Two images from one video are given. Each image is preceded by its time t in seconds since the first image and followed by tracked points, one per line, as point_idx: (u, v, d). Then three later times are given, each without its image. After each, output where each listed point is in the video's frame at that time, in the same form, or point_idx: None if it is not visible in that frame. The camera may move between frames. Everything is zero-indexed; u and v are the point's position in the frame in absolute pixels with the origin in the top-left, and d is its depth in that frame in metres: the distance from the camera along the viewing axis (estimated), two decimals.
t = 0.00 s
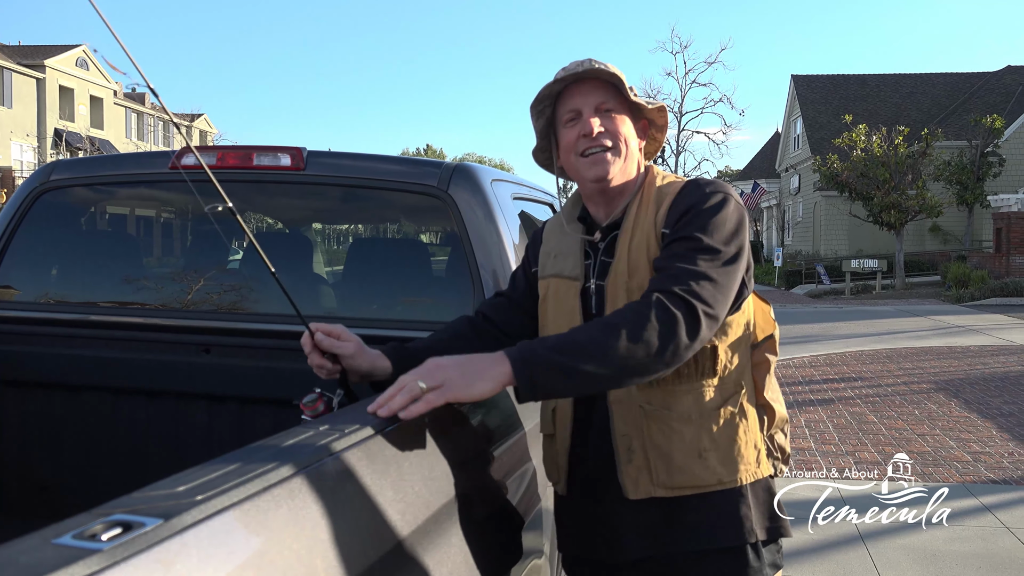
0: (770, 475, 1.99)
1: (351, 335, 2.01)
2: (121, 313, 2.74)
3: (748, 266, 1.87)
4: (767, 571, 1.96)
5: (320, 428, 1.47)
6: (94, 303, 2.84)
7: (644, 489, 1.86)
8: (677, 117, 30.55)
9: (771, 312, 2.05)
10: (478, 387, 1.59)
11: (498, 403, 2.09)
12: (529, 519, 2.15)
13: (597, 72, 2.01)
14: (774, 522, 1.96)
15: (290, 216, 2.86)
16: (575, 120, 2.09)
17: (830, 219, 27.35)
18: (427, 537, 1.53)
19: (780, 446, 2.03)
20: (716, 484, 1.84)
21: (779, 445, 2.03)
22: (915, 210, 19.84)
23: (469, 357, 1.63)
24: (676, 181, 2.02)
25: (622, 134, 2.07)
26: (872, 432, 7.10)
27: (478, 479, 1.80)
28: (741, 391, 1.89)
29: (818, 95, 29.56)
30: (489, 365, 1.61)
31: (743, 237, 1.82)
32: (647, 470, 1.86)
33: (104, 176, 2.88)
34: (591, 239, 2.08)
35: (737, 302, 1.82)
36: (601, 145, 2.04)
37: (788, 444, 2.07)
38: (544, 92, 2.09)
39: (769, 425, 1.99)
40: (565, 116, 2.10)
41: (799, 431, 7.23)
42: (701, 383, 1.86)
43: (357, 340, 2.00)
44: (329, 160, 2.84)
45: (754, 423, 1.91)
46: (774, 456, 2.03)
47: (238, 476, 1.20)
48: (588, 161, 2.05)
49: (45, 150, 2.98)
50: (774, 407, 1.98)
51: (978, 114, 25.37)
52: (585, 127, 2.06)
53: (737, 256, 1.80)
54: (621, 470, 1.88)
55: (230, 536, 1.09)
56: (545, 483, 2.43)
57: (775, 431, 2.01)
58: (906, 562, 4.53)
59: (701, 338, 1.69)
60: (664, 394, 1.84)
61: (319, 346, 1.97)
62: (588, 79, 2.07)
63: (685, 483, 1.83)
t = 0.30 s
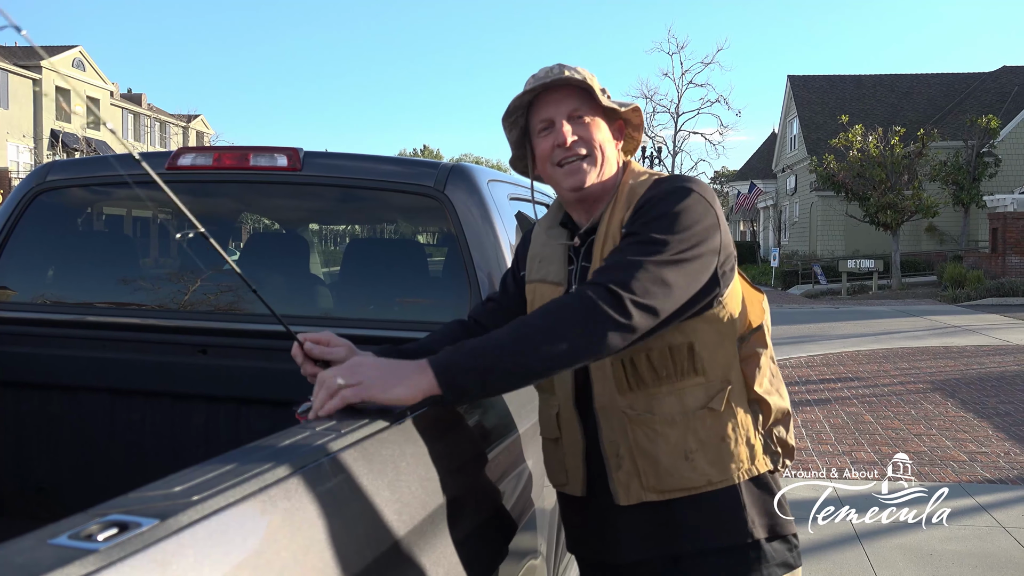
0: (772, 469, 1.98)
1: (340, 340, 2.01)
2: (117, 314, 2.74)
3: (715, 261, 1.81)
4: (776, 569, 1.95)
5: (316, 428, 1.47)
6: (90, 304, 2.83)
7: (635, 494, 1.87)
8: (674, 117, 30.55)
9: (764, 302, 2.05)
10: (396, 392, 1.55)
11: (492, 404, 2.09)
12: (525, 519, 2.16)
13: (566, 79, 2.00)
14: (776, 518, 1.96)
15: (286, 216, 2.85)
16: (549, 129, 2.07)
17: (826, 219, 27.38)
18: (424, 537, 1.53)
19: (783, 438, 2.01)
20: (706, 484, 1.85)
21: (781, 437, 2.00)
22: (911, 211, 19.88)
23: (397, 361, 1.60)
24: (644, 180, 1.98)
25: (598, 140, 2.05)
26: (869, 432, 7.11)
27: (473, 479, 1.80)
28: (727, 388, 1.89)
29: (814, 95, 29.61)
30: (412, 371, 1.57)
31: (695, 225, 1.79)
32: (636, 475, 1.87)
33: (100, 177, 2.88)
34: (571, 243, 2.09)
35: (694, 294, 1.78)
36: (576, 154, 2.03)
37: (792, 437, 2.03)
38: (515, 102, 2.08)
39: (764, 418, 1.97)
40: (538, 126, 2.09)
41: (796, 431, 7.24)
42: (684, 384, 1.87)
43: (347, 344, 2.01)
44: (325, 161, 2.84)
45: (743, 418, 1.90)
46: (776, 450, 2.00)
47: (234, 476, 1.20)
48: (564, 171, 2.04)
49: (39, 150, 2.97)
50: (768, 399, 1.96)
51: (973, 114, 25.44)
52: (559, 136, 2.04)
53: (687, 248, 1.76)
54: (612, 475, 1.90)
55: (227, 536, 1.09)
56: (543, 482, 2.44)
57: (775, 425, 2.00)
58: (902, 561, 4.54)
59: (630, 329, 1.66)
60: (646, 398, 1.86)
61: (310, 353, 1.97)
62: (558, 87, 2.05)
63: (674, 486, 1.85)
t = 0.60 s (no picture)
0: (781, 479, 1.96)
1: (337, 339, 2.01)
2: (115, 314, 2.73)
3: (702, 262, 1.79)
4: None
5: (313, 428, 1.47)
6: (89, 304, 2.83)
7: (632, 508, 1.88)
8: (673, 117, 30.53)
9: (765, 307, 2.04)
10: (372, 408, 1.55)
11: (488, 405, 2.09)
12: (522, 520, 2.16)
13: (548, 96, 1.96)
14: (794, 526, 1.96)
15: (284, 216, 2.85)
16: (535, 145, 2.05)
17: (824, 219, 27.41)
18: (422, 536, 1.53)
19: (792, 447, 1.97)
20: (703, 497, 1.85)
21: (791, 447, 1.97)
22: (909, 210, 19.88)
23: (375, 376, 1.61)
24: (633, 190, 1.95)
25: (586, 154, 2.03)
26: (867, 431, 7.11)
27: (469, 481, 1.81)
28: (723, 397, 1.88)
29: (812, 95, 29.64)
30: (389, 387, 1.58)
31: (682, 225, 1.77)
32: (632, 488, 1.88)
33: (98, 177, 2.88)
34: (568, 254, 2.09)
35: (680, 299, 1.78)
36: (563, 171, 2.01)
37: (806, 446, 1.98)
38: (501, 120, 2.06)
39: (767, 426, 1.94)
40: (525, 142, 2.07)
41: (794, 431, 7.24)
42: (678, 395, 1.86)
43: (344, 343, 2.01)
44: (323, 160, 2.83)
45: (741, 427, 1.88)
46: (786, 460, 1.96)
47: (232, 475, 1.20)
48: (553, 189, 2.03)
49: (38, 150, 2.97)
50: (770, 406, 1.93)
51: (971, 114, 25.46)
52: (544, 154, 2.02)
53: (670, 248, 1.74)
54: (609, 489, 1.90)
55: (225, 537, 1.09)
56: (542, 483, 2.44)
57: (783, 434, 1.97)
58: (900, 561, 4.54)
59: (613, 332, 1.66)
60: (639, 410, 1.86)
61: (306, 354, 1.97)
62: (541, 102, 2.01)
63: (670, 499, 1.85)
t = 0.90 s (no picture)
0: (802, 478, 1.97)
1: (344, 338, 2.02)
2: (115, 313, 2.73)
3: (716, 264, 1.79)
4: None
5: (314, 427, 1.47)
6: (89, 302, 2.83)
7: (654, 513, 1.87)
8: (673, 116, 30.50)
9: (782, 306, 2.04)
10: (376, 407, 1.55)
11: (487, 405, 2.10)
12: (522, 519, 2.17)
13: (554, 104, 1.95)
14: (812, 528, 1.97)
15: (285, 215, 2.85)
16: (542, 153, 2.05)
17: (824, 217, 27.42)
18: (422, 535, 1.54)
19: (811, 446, 1.99)
20: (725, 500, 1.85)
21: (811, 446, 1.99)
22: (909, 209, 19.88)
23: (381, 375, 1.61)
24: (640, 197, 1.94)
25: (594, 162, 2.01)
26: (867, 430, 7.11)
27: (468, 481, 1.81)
28: (741, 399, 1.88)
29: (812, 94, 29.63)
30: (394, 387, 1.57)
31: (694, 227, 1.77)
32: (653, 494, 1.87)
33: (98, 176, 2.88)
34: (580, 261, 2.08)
35: (694, 301, 1.78)
36: (570, 180, 2.01)
37: (826, 445, 2.00)
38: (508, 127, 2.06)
39: (787, 426, 1.95)
40: (533, 149, 2.07)
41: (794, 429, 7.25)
42: (696, 398, 1.86)
43: (348, 342, 2.01)
44: (323, 159, 2.83)
45: (760, 429, 1.89)
46: (806, 459, 1.98)
47: (233, 474, 1.20)
48: (560, 198, 2.03)
49: (37, 148, 2.97)
50: (788, 406, 1.94)
51: (971, 113, 25.45)
52: (551, 163, 2.01)
53: (682, 251, 1.74)
54: (629, 495, 1.89)
55: (225, 535, 1.08)
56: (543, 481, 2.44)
57: (802, 434, 1.99)
58: (900, 559, 4.54)
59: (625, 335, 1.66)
60: (657, 415, 1.86)
61: (309, 353, 1.97)
62: (547, 110, 2.00)
63: (691, 503, 1.85)
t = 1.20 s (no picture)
0: (805, 477, 1.97)
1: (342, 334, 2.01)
2: (116, 311, 2.72)
3: (722, 265, 1.79)
4: None
5: (314, 425, 1.46)
6: (90, 300, 2.82)
7: (656, 512, 1.86)
8: (673, 114, 30.46)
9: (786, 304, 2.03)
10: (378, 405, 1.54)
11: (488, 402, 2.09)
12: (524, 516, 2.16)
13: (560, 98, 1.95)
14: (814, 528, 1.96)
15: (286, 213, 2.84)
16: (548, 148, 2.05)
17: (825, 216, 27.39)
18: (424, 533, 1.53)
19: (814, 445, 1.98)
20: (728, 499, 1.85)
21: (814, 445, 1.99)
22: (910, 207, 19.85)
23: (377, 372, 1.61)
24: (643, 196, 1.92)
25: (599, 159, 2.00)
26: (867, 428, 7.11)
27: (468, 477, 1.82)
28: (745, 398, 1.87)
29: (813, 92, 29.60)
30: (394, 382, 1.58)
31: (699, 228, 1.76)
32: (655, 493, 1.86)
33: (98, 173, 2.87)
34: (585, 259, 2.09)
35: (698, 301, 1.76)
36: (573, 177, 2.00)
37: (830, 444, 2.00)
38: (515, 121, 2.06)
39: (791, 426, 1.94)
40: (538, 144, 2.06)
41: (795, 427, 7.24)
42: (699, 397, 1.86)
43: (348, 338, 2.01)
44: (324, 156, 2.82)
45: (764, 429, 1.88)
46: (810, 458, 1.98)
47: (234, 472, 1.19)
48: (563, 194, 2.03)
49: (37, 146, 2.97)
50: (792, 405, 1.93)
51: (972, 111, 25.41)
52: (556, 158, 2.01)
53: (687, 251, 1.73)
54: (631, 494, 1.89)
55: (225, 533, 1.08)
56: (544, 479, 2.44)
57: (806, 433, 1.98)
58: (900, 558, 4.53)
59: (628, 337, 1.65)
60: (660, 413, 1.85)
61: (309, 350, 1.96)
62: (554, 105, 2.00)
63: (694, 502, 1.84)
